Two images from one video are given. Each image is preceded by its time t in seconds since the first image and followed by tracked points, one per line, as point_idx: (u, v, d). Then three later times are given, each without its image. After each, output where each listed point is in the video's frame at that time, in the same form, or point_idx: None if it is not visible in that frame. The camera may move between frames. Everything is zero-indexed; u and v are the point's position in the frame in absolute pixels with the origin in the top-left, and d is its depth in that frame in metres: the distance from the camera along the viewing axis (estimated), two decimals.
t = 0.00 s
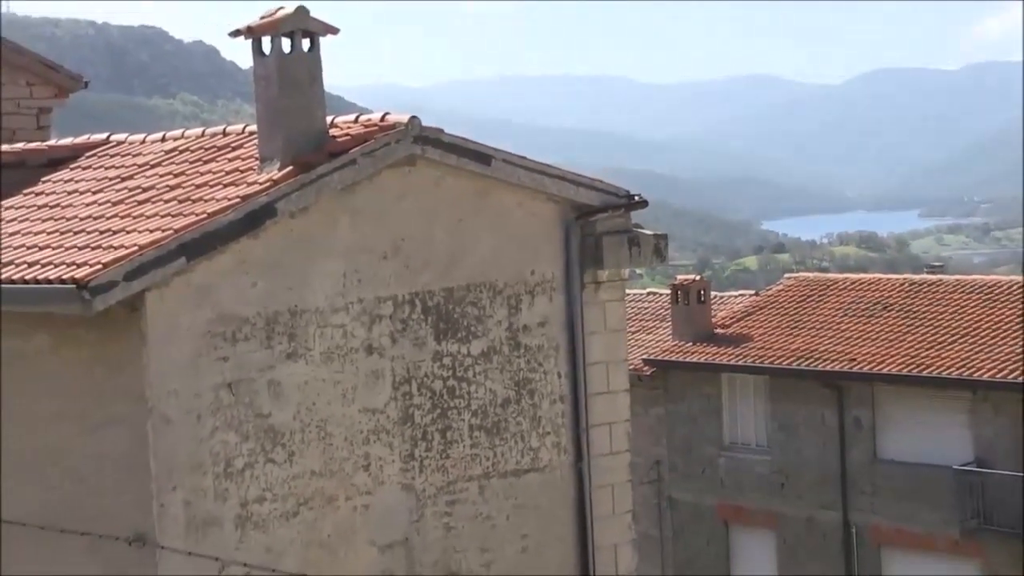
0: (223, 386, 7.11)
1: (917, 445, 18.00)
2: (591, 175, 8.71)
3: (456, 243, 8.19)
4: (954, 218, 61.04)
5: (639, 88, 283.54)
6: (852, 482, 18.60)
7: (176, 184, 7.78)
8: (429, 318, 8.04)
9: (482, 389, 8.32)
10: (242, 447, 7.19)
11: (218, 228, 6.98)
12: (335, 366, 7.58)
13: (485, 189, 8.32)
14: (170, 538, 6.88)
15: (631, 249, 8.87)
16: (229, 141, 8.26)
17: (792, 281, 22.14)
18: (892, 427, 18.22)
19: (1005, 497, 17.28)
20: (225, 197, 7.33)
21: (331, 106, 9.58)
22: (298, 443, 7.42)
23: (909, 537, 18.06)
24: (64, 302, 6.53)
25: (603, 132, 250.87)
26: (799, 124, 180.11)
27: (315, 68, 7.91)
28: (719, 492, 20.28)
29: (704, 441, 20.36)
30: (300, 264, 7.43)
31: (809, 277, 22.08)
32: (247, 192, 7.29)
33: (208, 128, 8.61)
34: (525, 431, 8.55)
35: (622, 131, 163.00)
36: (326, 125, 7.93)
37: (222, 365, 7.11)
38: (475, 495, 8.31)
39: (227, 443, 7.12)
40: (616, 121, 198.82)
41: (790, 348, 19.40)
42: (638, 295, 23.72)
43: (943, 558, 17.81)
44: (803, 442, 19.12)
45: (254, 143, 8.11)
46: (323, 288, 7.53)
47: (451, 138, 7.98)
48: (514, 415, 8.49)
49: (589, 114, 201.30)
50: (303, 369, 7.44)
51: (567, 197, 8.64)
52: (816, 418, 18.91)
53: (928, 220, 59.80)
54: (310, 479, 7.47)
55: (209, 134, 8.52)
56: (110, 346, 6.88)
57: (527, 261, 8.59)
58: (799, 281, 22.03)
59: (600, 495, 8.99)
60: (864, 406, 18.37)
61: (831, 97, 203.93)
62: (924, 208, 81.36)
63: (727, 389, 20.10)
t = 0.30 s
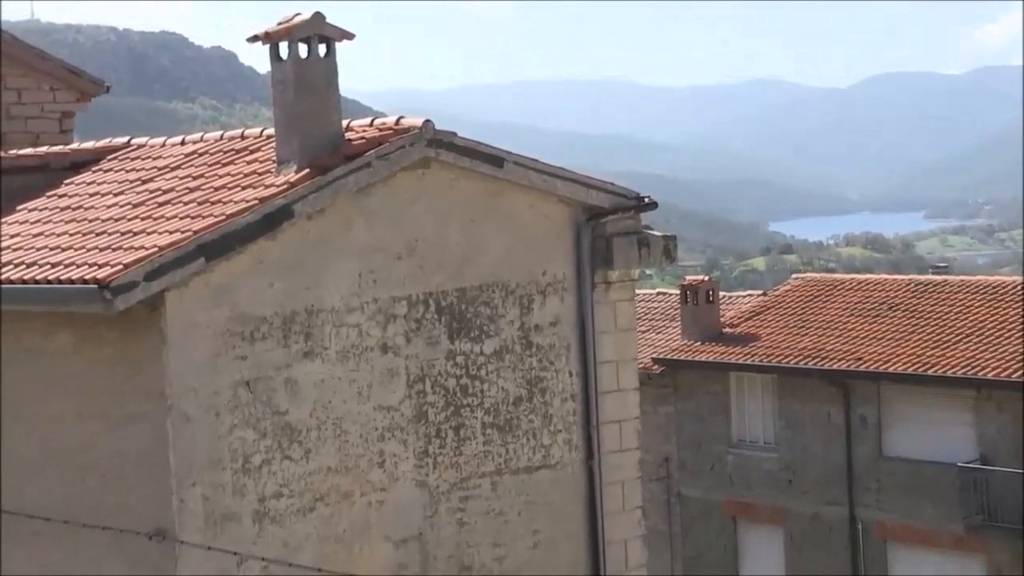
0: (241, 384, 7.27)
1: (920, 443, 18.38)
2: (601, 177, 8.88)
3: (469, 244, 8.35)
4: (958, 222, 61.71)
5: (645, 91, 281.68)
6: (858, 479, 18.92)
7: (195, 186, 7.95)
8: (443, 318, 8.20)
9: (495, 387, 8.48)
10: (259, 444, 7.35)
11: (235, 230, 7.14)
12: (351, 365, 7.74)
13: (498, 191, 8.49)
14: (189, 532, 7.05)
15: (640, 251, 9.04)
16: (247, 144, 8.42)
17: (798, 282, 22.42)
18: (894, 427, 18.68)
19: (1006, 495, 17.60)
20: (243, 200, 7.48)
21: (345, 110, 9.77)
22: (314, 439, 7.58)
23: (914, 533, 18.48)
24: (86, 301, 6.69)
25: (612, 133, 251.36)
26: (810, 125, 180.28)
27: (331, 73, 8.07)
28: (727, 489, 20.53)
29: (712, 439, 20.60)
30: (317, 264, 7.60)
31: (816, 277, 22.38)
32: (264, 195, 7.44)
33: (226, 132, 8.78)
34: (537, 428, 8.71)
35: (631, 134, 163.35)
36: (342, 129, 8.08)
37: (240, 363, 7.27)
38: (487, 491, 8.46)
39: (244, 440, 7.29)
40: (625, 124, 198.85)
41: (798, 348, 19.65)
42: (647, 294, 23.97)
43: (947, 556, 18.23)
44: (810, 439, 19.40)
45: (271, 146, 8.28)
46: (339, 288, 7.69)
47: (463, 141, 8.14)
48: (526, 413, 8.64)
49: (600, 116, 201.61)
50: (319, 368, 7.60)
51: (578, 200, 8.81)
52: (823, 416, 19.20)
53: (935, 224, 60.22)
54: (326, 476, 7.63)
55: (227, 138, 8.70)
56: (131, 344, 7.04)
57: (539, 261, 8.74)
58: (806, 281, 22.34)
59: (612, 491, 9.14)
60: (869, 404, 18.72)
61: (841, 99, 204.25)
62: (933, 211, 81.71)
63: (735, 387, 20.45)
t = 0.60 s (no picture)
0: (257, 383, 7.35)
1: (925, 439, 18.53)
2: (611, 180, 9.04)
3: (481, 245, 8.49)
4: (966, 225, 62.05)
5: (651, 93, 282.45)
6: (863, 476, 19.12)
7: (212, 189, 8.09)
8: (455, 317, 8.35)
9: (506, 385, 8.63)
10: (275, 442, 7.44)
11: (252, 232, 7.22)
12: (365, 364, 7.87)
13: (510, 193, 8.65)
14: (207, 528, 7.09)
15: (650, 252, 9.20)
16: (263, 147, 8.58)
17: (805, 283, 22.57)
18: (902, 424, 18.76)
19: (1011, 491, 17.65)
20: (260, 202, 7.60)
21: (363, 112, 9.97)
22: (329, 437, 7.69)
23: (918, 529, 18.60)
24: (103, 301, 6.73)
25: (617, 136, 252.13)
26: (813, 126, 180.70)
27: (345, 77, 8.22)
28: (736, 485, 20.74)
29: (721, 436, 20.83)
30: (332, 264, 7.72)
31: (822, 277, 22.57)
32: (280, 197, 7.55)
33: (243, 136, 8.94)
34: (548, 426, 8.87)
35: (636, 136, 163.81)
36: (355, 132, 8.22)
37: (256, 362, 7.35)
38: (499, 488, 8.61)
39: (261, 437, 7.36)
40: (631, 126, 199.28)
41: (804, 347, 19.82)
42: (657, 295, 24.21)
43: (953, 550, 18.33)
44: (817, 435, 19.62)
45: (288, 149, 8.43)
46: (353, 287, 7.82)
47: (475, 144, 8.30)
48: (538, 411, 8.80)
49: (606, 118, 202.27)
50: (334, 366, 7.71)
51: (589, 202, 8.97)
52: (830, 414, 19.39)
53: (939, 226, 60.65)
54: (341, 473, 7.74)
55: (243, 141, 8.85)
56: (148, 343, 7.10)
57: (549, 262, 8.90)
58: (812, 281, 22.52)
59: (621, 489, 9.29)
60: (875, 402, 18.89)
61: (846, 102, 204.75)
62: (936, 212, 82.05)
63: (743, 386, 20.62)
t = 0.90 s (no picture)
0: (271, 382, 7.48)
1: (927, 438, 18.73)
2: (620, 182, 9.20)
3: (491, 246, 8.65)
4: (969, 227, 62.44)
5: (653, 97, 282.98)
6: (866, 474, 19.27)
7: (228, 191, 8.25)
8: (466, 318, 8.51)
9: (516, 384, 8.80)
10: (290, 440, 7.56)
11: (267, 234, 7.37)
12: (378, 363, 8.01)
13: (520, 195, 8.82)
14: (222, 524, 7.21)
15: (657, 253, 9.37)
16: (278, 151, 8.75)
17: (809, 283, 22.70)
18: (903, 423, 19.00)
19: (1013, 488, 17.82)
20: (274, 204, 7.75)
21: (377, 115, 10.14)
22: (342, 435, 7.82)
23: (919, 526, 18.73)
24: (122, 301, 6.87)
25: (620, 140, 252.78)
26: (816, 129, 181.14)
27: (359, 81, 8.38)
28: (740, 482, 20.89)
29: (726, 434, 20.99)
30: (345, 266, 7.86)
31: (826, 277, 22.73)
32: (294, 200, 7.71)
33: (258, 140, 9.11)
34: (557, 424, 9.04)
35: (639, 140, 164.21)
36: (369, 136, 8.38)
37: (271, 362, 7.48)
38: (509, 485, 8.77)
39: (275, 435, 7.48)
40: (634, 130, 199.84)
41: (808, 345, 19.98)
42: (664, 295, 24.39)
43: (956, 547, 18.43)
44: (820, 433, 19.79)
45: (302, 153, 8.60)
46: (365, 289, 7.96)
47: (486, 147, 8.46)
48: (547, 409, 8.97)
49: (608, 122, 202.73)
50: (347, 365, 7.85)
51: (597, 204, 9.13)
52: (833, 412, 19.56)
53: (942, 227, 60.93)
54: (355, 470, 7.87)
55: (259, 144, 9.03)
56: (166, 343, 7.25)
57: (558, 263, 9.06)
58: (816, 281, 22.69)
59: (629, 486, 9.45)
60: (878, 401, 19.12)
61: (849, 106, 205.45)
62: (938, 214, 82.39)
63: (748, 385, 20.80)
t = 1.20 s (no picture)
0: (283, 381, 7.63)
1: (928, 435, 18.86)
2: (625, 184, 9.34)
3: (498, 247, 8.79)
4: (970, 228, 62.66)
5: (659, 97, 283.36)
6: (868, 471, 19.39)
7: (240, 194, 8.41)
8: (474, 318, 8.65)
9: (524, 383, 8.94)
10: (301, 437, 7.71)
11: (279, 236, 7.53)
12: (387, 362, 8.16)
13: (527, 198, 8.96)
14: (235, 521, 7.36)
15: (662, 254, 9.51)
16: (290, 154, 8.91)
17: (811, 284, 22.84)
18: (904, 421, 19.11)
19: (1013, 486, 17.95)
20: (286, 206, 7.90)
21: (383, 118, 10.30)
22: (353, 433, 7.97)
23: (921, 522, 18.88)
24: (137, 302, 7.03)
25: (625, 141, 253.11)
26: (822, 130, 181.34)
27: (369, 86, 8.52)
28: (743, 480, 21.03)
29: (730, 433, 21.13)
30: (356, 267, 8.01)
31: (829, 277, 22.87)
32: (306, 202, 7.85)
33: (269, 143, 9.28)
34: (563, 422, 9.19)
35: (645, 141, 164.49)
36: (379, 139, 8.53)
37: (283, 361, 7.63)
38: (517, 482, 8.91)
39: (287, 433, 7.64)
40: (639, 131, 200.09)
41: (809, 345, 20.12)
42: (668, 296, 24.55)
43: (956, 543, 18.54)
44: (822, 432, 19.92)
45: (312, 156, 8.75)
46: (375, 289, 8.11)
47: (494, 151, 8.60)
48: (554, 407, 9.11)
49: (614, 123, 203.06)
50: (358, 364, 8.00)
51: (602, 206, 9.27)
52: (836, 411, 19.69)
53: (942, 229, 61.30)
54: (365, 467, 8.02)
55: (271, 148, 9.19)
56: (180, 342, 7.41)
57: (565, 264, 9.20)
58: (819, 281, 22.82)
59: (634, 483, 9.60)
60: (879, 400, 19.23)
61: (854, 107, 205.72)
62: (941, 215, 82.74)
63: (751, 384, 20.93)
